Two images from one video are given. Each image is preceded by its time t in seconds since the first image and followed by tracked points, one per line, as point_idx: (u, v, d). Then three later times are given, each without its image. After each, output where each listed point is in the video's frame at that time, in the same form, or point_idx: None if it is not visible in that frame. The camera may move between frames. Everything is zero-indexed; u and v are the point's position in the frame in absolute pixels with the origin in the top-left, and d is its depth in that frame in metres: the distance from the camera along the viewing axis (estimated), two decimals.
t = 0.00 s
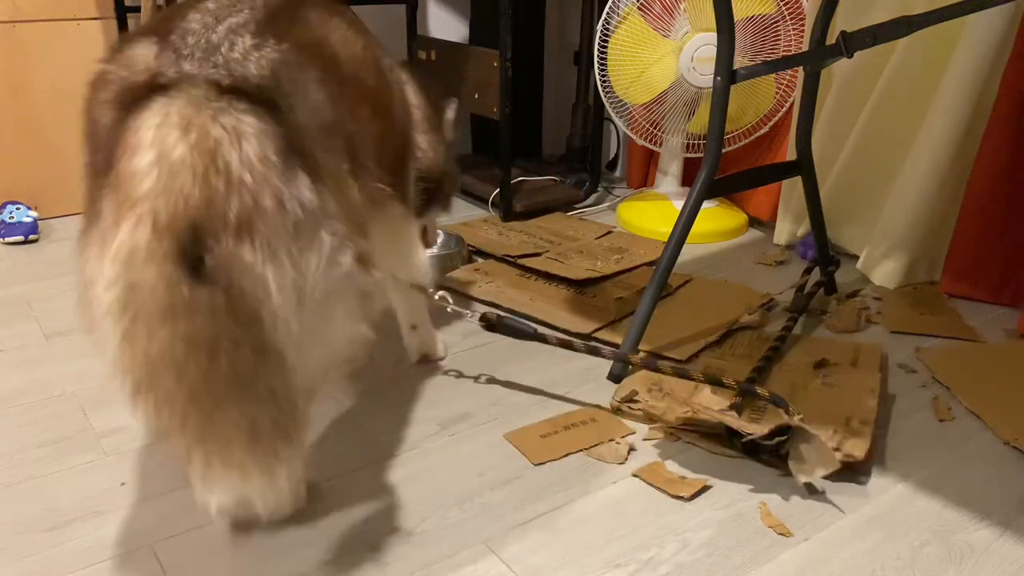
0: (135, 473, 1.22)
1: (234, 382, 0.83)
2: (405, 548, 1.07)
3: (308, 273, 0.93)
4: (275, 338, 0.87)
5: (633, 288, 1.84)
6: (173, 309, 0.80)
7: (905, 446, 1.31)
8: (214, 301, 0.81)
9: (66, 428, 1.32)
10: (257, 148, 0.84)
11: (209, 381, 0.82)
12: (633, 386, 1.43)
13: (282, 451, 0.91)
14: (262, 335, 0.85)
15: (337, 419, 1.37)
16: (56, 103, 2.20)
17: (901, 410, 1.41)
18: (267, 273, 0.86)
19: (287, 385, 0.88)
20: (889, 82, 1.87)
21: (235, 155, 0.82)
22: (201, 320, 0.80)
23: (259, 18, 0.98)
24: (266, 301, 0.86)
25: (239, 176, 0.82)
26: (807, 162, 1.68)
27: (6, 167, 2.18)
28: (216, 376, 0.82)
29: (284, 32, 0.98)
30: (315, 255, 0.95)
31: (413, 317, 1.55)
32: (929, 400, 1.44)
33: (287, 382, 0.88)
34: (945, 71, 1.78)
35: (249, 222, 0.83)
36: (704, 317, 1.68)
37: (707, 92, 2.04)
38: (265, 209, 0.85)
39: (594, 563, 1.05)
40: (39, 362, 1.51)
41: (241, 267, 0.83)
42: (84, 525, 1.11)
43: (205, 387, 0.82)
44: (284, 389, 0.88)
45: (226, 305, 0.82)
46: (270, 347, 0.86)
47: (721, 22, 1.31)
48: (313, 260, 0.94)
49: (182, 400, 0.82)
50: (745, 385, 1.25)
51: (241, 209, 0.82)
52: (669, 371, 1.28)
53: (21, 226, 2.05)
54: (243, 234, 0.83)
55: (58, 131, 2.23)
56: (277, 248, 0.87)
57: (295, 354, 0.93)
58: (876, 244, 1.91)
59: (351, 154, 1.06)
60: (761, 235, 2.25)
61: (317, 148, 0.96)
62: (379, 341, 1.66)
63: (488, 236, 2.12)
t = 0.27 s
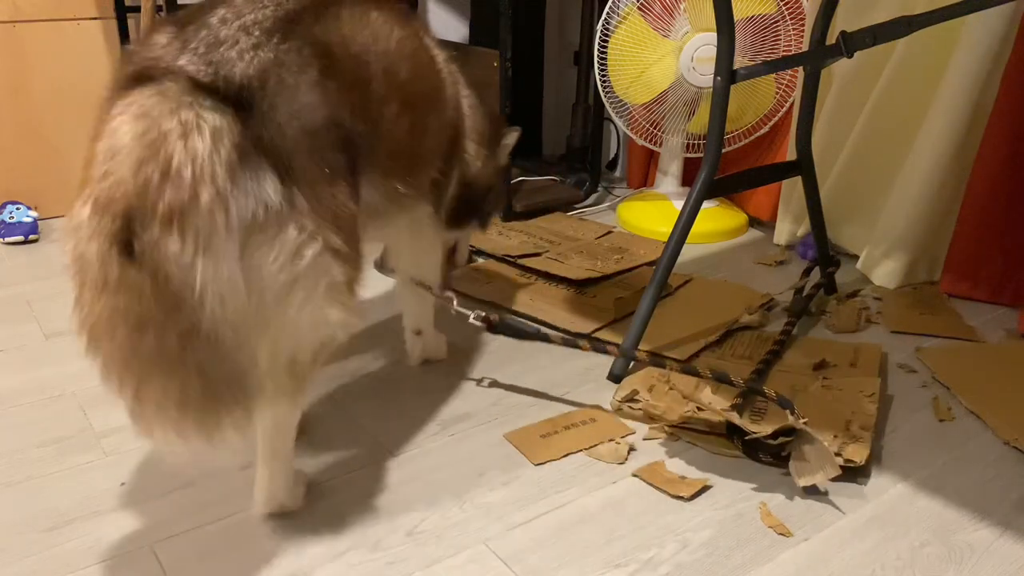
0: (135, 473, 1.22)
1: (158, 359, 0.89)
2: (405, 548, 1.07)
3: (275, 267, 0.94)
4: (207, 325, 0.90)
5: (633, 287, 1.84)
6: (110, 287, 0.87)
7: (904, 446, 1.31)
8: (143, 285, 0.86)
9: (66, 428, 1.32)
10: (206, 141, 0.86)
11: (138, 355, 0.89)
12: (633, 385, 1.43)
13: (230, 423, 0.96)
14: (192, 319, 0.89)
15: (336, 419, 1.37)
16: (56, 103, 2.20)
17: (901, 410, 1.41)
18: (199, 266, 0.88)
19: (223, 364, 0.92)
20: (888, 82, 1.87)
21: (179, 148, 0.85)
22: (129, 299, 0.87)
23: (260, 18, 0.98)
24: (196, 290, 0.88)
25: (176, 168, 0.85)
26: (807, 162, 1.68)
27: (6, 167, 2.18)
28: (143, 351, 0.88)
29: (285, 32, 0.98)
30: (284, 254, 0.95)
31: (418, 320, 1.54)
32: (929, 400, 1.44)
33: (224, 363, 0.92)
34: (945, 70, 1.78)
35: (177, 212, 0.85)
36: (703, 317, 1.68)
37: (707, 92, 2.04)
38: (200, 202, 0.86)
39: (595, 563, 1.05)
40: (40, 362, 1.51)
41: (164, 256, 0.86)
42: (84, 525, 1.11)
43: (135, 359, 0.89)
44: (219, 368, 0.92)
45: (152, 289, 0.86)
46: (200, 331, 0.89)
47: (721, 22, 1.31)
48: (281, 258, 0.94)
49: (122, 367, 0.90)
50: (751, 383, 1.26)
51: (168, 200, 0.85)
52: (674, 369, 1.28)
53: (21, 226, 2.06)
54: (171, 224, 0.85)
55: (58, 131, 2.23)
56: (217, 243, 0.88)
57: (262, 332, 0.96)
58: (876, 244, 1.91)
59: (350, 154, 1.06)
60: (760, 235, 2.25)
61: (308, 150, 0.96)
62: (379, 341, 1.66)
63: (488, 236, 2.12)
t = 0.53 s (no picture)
0: (135, 472, 1.22)
1: (127, 301, 0.88)
2: (405, 547, 1.07)
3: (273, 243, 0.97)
4: (184, 272, 0.89)
5: (633, 287, 1.84)
6: (94, 217, 0.87)
7: (904, 446, 1.31)
8: (130, 215, 0.86)
9: (66, 428, 1.32)
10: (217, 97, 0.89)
11: (109, 293, 0.88)
12: (632, 386, 1.43)
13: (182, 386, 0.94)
14: (169, 262, 0.88)
15: (336, 418, 1.37)
16: (57, 103, 2.20)
17: (901, 410, 1.41)
18: (189, 207, 0.88)
19: (186, 319, 0.91)
20: (888, 82, 1.87)
21: (196, 99, 0.88)
22: (111, 230, 0.86)
23: (264, 15, 0.99)
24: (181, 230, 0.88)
25: (187, 109, 0.88)
26: (807, 162, 1.68)
27: (6, 167, 2.18)
28: (127, 313, 0.89)
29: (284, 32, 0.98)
30: (281, 230, 0.97)
31: (421, 317, 1.54)
32: (929, 400, 1.44)
33: (189, 319, 0.91)
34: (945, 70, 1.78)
35: (181, 147, 0.87)
36: (703, 317, 1.68)
37: (707, 92, 2.04)
38: (202, 145, 0.88)
39: (594, 563, 1.05)
40: (40, 362, 1.51)
41: (157, 186, 0.87)
42: (84, 525, 1.11)
43: (104, 300, 0.88)
44: (180, 323, 0.91)
45: (138, 221, 0.87)
46: (179, 276, 0.89)
47: (721, 23, 1.30)
48: (277, 232, 0.97)
49: (88, 310, 0.89)
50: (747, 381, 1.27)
51: (175, 133, 0.87)
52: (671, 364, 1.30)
53: (21, 226, 2.06)
54: (172, 156, 0.87)
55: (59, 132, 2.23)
56: (213, 186, 0.90)
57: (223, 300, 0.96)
58: (876, 244, 1.91)
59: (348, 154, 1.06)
60: (760, 235, 2.25)
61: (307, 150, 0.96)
62: (379, 341, 1.66)
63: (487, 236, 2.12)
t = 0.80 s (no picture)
0: (135, 473, 1.22)
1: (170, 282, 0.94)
2: (405, 548, 1.07)
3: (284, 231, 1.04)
4: (215, 245, 0.95)
5: (633, 287, 1.84)
6: (125, 206, 0.92)
7: (904, 446, 1.31)
8: (157, 199, 0.91)
9: (66, 428, 1.32)
10: (228, 87, 0.94)
11: (155, 275, 0.94)
12: (632, 386, 1.43)
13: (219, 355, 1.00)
14: (202, 238, 0.94)
15: (336, 418, 1.37)
16: (57, 103, 2.20)
17: (902, 409, 1.41)
18: (206, 188, 0.93)
19: (229, 290, 0.97)
20: (888, 82, 1.87)
21: (205, 88, 0.93)
22: (144, 216, 0.92)
23: (275, 13, 1.04)
24: (205, 208, 0.93)
25: (197, 97, 0.92)
26: (807, 162, 1.68)
27: (6, 167, 2.18)
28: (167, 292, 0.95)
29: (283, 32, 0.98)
30: (290, 222, 1.04)
31: (426, 301, 1.54)
32: (929, 400, 1.44)
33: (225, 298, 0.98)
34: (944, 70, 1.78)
35: (195, 131, 0.92)
36: (703, 317, 1.68)
37: (707, 92, 2.04)
38: (212, 130, 0.93)
39: (594, 563, 1.05)
40: (40, 362, 1.51)
41: (177, 170, 0.91)
42: (84, 525, 1.11)
43: (154, 282, 0.94)
44: (225, 293, 0.97)
45: (167, 206, 0.92)
46: (210, 250, 0.95)
47: (721, 22, 1.30)
48: (287, 227, 1.04)
49: (139, 297, 0.95)
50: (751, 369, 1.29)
51: (188, 119, 0.92)
52: (674, 351, 1.31)
53: (21, 226, 2.06)
54: (186, 141, 0.92)
55: (60, 133, 2.23)
56: (228, 168, 0.94)
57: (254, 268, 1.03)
58: (876, 244, 1.91)
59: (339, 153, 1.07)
60: (760, 235, 2.25)
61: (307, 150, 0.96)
62: (378, 341, 1.66)
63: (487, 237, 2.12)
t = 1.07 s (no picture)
0: (135, 473, 1.22)
1: (160, 269, 0.96)
2: (405, 548, 1.07)
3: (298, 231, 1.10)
4: (194, 241, 0.96)
5: (632, 287, 1.84)
6: (130, 196, 0.94)
7: (905, 446, 1.31)
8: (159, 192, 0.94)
9: (66, 428, 1.32)
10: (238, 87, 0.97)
11: (131, 260, 0.96)
12: (632, 386, 1.43)
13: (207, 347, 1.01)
14: (179, 231, 0.95)
15: (336, 416, 1.38)
16: (57, 104, 2.20)
17: (902, 409, 1.41)
18: (198, 184, 0.95)
19: (196, 287, 0.97)
20: (888, 82, 1.87)
21: (214, 89, 0.96)
22: (130, 201, 0.94)
23: (287, 11, 1.09)
24: (193, 203, 0.95)
25: (207, 95, 0.95)
26: (807, 162, 1.68)
27: (6, 168, 2.18)
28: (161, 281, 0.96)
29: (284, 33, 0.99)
30: (304, 221, 1.10)
31: (430, 296, 1.54)
32: (929, 400, 1.44)
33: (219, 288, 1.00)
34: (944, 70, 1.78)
35: (197, 127, 0.94)
36: (703, 317, 1.68)
37: (707, 92, 2.04)
38: (218, 128, 0.95)
39: (594, 563, 1.05)
40: (40, 362, 1.51)
41: (170, 164, 0.94)
42: (84, 525, 1.11)
43: (127, 264, 0.96)
44: (193, 288, 0.97)
45: (153, 195, 0.94)
46: (188, 245, 0.96)
47: (721, 22, 1.30)
48: (302, 225, 1.10)
49: (116, 274, 0.98)
50: (752, 369, 1.29)
51: (194, 115, 0.94)
52: (675, 349, 1.31)
53: (21, 226, 2.06)
54: (187, 136, 0.94)
55: (60, 134, 2.23)
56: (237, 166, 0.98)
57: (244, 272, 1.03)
58: (876, 244, 1.91)
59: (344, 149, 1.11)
60: (760, 235, 2.25)
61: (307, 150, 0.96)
62: (379, 340, 1.66)
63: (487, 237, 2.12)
